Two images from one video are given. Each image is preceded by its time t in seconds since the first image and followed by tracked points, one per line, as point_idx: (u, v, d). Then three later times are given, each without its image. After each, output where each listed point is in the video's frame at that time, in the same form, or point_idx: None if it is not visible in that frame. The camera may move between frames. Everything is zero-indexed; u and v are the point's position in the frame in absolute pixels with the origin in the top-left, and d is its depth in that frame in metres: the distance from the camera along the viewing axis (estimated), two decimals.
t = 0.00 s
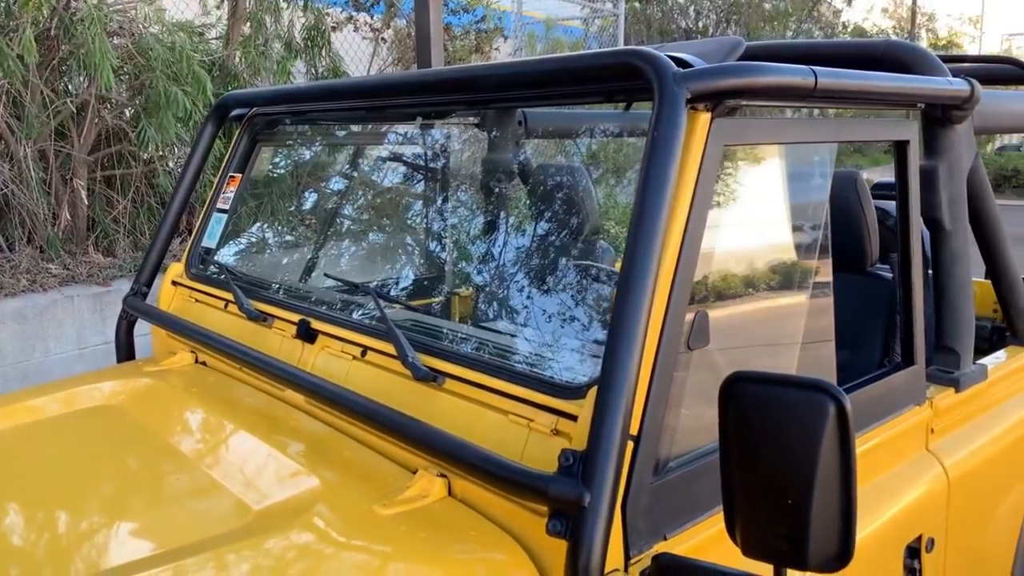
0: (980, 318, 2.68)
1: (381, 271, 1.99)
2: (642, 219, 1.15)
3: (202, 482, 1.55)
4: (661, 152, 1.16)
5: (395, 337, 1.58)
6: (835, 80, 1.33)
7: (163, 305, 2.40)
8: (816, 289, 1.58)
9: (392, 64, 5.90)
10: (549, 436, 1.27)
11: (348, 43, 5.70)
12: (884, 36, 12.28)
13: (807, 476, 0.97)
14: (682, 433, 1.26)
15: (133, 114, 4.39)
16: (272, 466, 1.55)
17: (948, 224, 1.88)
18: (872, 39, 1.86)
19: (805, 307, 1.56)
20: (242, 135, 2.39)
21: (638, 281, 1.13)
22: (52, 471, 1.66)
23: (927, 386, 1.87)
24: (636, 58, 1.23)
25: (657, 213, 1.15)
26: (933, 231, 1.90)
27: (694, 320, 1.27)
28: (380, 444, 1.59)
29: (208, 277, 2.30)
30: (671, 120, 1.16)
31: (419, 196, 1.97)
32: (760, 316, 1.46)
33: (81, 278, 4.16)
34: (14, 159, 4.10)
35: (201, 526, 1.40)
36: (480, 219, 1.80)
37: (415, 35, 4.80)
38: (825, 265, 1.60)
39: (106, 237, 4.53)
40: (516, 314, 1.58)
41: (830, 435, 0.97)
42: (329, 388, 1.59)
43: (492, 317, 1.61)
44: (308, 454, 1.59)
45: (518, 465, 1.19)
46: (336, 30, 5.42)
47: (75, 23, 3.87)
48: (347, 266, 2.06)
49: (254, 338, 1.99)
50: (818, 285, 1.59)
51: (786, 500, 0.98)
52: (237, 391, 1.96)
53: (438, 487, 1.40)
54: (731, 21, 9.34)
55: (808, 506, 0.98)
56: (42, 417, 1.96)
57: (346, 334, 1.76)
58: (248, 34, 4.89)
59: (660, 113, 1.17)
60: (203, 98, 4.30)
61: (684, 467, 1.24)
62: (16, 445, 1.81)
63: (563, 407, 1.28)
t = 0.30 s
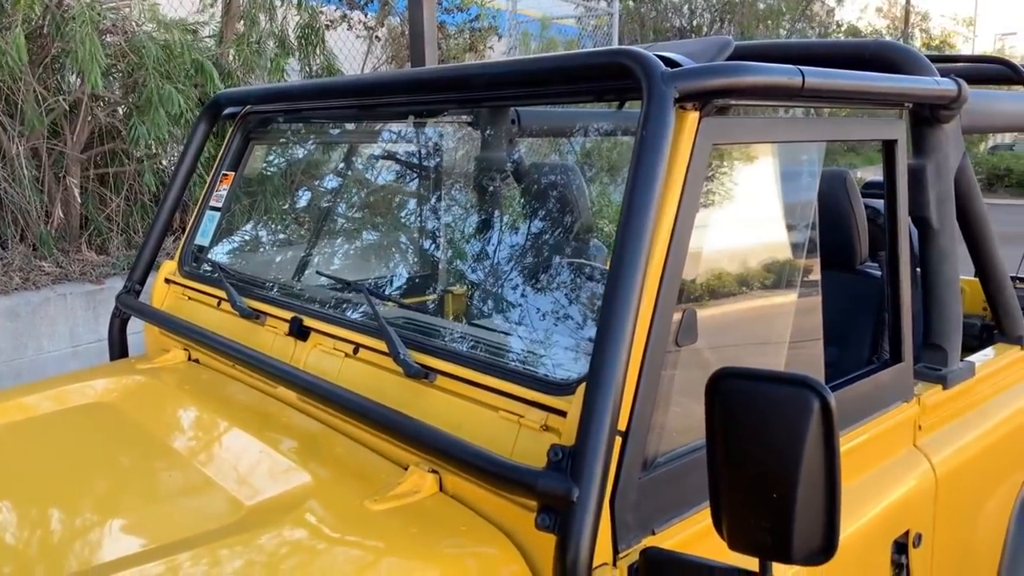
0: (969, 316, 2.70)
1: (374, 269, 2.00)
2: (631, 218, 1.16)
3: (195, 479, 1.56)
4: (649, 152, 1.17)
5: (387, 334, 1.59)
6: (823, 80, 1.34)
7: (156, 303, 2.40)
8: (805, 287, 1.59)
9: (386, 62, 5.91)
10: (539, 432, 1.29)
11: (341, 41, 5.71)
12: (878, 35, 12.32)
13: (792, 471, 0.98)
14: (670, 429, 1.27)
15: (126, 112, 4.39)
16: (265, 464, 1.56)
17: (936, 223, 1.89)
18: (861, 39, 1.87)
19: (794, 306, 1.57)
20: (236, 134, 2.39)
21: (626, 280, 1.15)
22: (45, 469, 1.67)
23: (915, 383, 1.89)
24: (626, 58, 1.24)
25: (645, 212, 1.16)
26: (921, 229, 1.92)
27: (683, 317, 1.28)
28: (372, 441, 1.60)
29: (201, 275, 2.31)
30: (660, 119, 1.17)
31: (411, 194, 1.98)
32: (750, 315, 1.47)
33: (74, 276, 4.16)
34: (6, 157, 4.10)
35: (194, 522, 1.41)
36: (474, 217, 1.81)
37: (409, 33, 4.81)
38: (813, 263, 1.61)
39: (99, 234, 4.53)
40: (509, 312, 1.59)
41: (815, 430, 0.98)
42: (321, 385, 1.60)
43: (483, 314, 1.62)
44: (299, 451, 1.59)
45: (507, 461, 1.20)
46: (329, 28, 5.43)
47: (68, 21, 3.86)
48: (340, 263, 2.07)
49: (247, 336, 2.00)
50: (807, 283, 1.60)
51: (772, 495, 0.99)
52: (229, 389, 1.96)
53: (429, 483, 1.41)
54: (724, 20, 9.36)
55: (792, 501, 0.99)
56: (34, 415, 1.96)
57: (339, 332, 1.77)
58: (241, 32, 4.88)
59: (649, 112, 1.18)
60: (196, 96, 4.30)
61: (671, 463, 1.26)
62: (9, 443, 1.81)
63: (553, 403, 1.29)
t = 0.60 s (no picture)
0: (962, 315, 2.71)
1: (369, 267, 2.01)
2: (624, 217, 1.17)
3: (190, 477, 1.56)
4: (642, 151, 1.18)
5: (381, 331, 1.60)
6: (816, 79, 1.35)
7: (151, 301, 2.41)
8: (797, 286, 1.61)
9: (381, 61, 5.91)
10: (533, 429, 1.29)
11: (337, 39, 5.70)
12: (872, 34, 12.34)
13: (784, 468, 0.99)
14: (663, 427, 1.28)
15: (120, 110, 4.39)
16: (260, 461, 1.56)
17: (928, 222, 1.91)
18: (854, 39, 1.88)
19: (787, 304, 1.58)
20: (231, 131, 2.39)
21: (619, 278, 1.16)
22: (40, 466, 1.67)
23: (907, 381, 1.90)
24: (620, 57, 1.25)
25: (638, 211, 1.17)
26: (913, 227, 1.93)
27: (676, 316, 1.29)
28: (367, 438, 1.61)
29: (196, 273, 2.31)
30: (653, 119, 1.18)
31: (406, 192, 1.99)
32: (744, 313, 1.48)
33: (69, 273, 4.16)
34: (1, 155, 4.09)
35: (189, 519, 1.41)
36: (469, 215, 1.81)
37: (404, 31, 4.80)
38: (805, 261, 1.62)
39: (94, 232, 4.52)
40: (504, 310, 1.59)
41: (806, 427, 0.99)
42: (316, 383, 1.61)
43: (478, 312, 1.63)
44: (293, 449, 1.60)
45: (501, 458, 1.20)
46: (324, 26, 5.43)
47: (63, 18, 3.86)
48: (335, 261, 2.07)
49: (242, 334, 2.00)
50: (800, 281, 1.61)
51: (763, 491, 1.00)
52: (224, 386, 1.97)
53: (424, 480, 1.41)
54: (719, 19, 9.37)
55: (784, 497, 1.00)
56: (28, 413, 1.96)
57: (334, 329, 1.77)
58: (237, 30, 4.87)
59: (642, 111, 1.19)
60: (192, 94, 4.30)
61: (664, 460, 1.26)
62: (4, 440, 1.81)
63: (547, 401, 1.30)
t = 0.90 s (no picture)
0: (955, 313, 2.73)
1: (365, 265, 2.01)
2: (619, 215, 1.18)
3: (187, 474, 1.57)
4: (637, 150, 1.19)
5: (378, 329, 1.61)
6: (809, 79, 1.36)
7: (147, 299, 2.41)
8: (791, 283, 1.62)
9: (377, 58, 5.91)
10: (530, 426, 1.31)
11: (332, 36, 5.71)
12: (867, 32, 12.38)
13: (776, 463, 1.01)
14: (658, 424, 1.29)
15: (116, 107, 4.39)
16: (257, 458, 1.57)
17: (921, 220, 1.92)
18: (849, 38, 1.89)
19: (781, 302, 1.60)
20: (227, 129, 2.40)
21: (615, 276, 1.17)
22: (37, 463, 1.68)
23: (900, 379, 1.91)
24: (616, 57, 1.26)
25: (633, 209, 1.19)
26: (906, 226, 1.95)
27: (671, 313, 1.30)
28: (364, 435, 1.62)
29: (192, 271, 2.31)
30: (648, 118, 1.19)
31: (402, 189, 1.99)
32: (738, 311, 1.49)
33: (64, 271, 4.16)
34: None
35: (186, 516, 1.42)
36: (465, 213, 1.82)
37: (400, 29, 4.80)
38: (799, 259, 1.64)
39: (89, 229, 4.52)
40: (501, 308, 1.60)
41: (798, 423, 1.00)
42: (312, 380, 1.62)
43: (474, 309, 1.64)
44: (290, 446, 1.61)
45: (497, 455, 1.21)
46: (319, 23, 5.43)
47: (58, 15, 3.86)
48: (331, 259, 2.08)
49: (239, 332, 2.01)
50: (793, 280, 1.63)
51: (756, 486, 1.02)
52: (221, 384, 1.97)
53: (421, 476, 1.42)
54: (714, 17, 9.39)
55: (776, 492, 1.01)
56: (25, 410, 1.97)
57: (331, 327, 1.78)
58: (232, 27, 4.87)
59: (637, 110, 1.20)
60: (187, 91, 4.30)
61: (659, 456, 1.28)
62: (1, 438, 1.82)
63: (543, 398, 1.31)
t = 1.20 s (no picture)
0: (951, 310, 2.74)
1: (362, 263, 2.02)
2: (616, 214, 1.20)
3: (186, 471, 1.58)
4: (634, 149, 1.20)
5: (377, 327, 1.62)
6: (804, 78, 1.37)
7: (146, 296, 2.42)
8: (786, 281, 1.63)
9: (374, 57, 5.92)
10: (527, 422, 1.32)
11: (329, 35, 5.71)
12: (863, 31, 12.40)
13: (770, 459, 1.02)
14: (655, 421, 1.30)
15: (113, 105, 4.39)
16: (255, 455, 1.58)
17: (915, 218, 1.94)
18: (844, 36, 1.91)
19: (776, 300, 1.61)
20: (225, 126, 2.40)
21: (611, 275, 1.18)
22: (36, 461, 1.69)
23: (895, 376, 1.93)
24: (612, 57, 1.27)
25: (630, 208, 1.20)
26: (900, 224, 1.97)
27: (667, 311, 1.31)
28: (362, 433, 1.62)
29: (190, 269, 2.32)
30: (644, 118, 1.21)
31: (400, 188, 2.00)
32: (733, 309, 1.50)
33: (62, 270, 4.16)
34: None
35: (185, 513, 1.43)
36: (462, 211, 1.83)
37: (397, 27, 4.81)
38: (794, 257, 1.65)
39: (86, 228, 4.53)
40: (498, 305, 1.61)
41: (792, 419, 1.01)
42: (311, 377, 1.63)
43: (471, 307, 1.65)
44: (289, 443, 1.61)
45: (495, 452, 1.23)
46: (316, 21, 5.43)
47: (55, 13, 3.86)
48: (329, 257, 2.09)
49: (237, 330, 2.02)
50: (788, 277, 1.64)
51: (750, 481, 1.03)
52: (219, 382, 1.98)
53: (419, 473, 1.43)
54: (711, 16, 9.41)
55: (770, 487, 1.02)
56: (23, 409, 1.97)
57: (329, 325, 1.79)
58: (229, 25, 4.87)
59: (634, 109, 1.21)
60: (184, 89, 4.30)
61: (655, 453, 1.29)
62: None
63: (540, 395, 1.33)
